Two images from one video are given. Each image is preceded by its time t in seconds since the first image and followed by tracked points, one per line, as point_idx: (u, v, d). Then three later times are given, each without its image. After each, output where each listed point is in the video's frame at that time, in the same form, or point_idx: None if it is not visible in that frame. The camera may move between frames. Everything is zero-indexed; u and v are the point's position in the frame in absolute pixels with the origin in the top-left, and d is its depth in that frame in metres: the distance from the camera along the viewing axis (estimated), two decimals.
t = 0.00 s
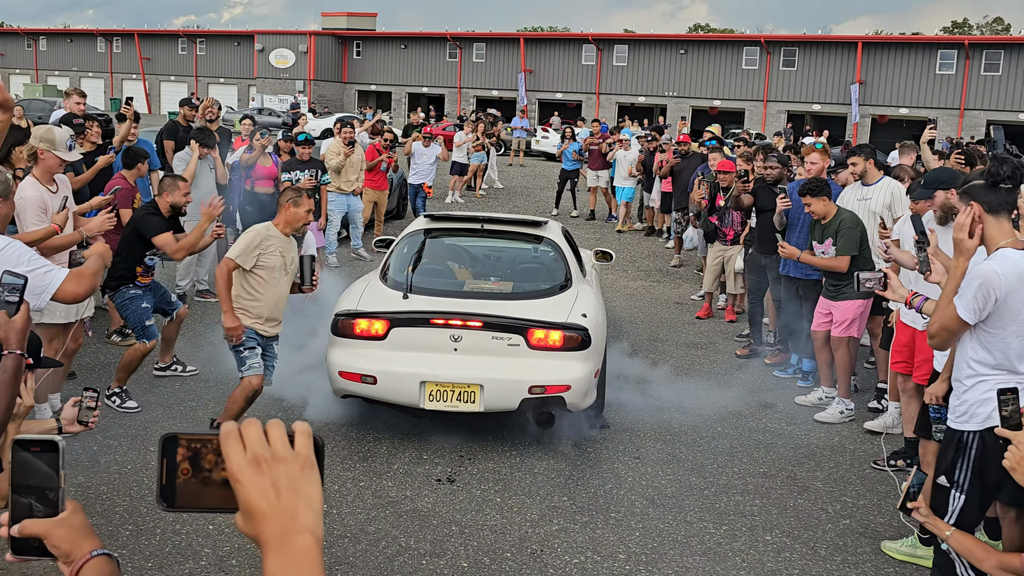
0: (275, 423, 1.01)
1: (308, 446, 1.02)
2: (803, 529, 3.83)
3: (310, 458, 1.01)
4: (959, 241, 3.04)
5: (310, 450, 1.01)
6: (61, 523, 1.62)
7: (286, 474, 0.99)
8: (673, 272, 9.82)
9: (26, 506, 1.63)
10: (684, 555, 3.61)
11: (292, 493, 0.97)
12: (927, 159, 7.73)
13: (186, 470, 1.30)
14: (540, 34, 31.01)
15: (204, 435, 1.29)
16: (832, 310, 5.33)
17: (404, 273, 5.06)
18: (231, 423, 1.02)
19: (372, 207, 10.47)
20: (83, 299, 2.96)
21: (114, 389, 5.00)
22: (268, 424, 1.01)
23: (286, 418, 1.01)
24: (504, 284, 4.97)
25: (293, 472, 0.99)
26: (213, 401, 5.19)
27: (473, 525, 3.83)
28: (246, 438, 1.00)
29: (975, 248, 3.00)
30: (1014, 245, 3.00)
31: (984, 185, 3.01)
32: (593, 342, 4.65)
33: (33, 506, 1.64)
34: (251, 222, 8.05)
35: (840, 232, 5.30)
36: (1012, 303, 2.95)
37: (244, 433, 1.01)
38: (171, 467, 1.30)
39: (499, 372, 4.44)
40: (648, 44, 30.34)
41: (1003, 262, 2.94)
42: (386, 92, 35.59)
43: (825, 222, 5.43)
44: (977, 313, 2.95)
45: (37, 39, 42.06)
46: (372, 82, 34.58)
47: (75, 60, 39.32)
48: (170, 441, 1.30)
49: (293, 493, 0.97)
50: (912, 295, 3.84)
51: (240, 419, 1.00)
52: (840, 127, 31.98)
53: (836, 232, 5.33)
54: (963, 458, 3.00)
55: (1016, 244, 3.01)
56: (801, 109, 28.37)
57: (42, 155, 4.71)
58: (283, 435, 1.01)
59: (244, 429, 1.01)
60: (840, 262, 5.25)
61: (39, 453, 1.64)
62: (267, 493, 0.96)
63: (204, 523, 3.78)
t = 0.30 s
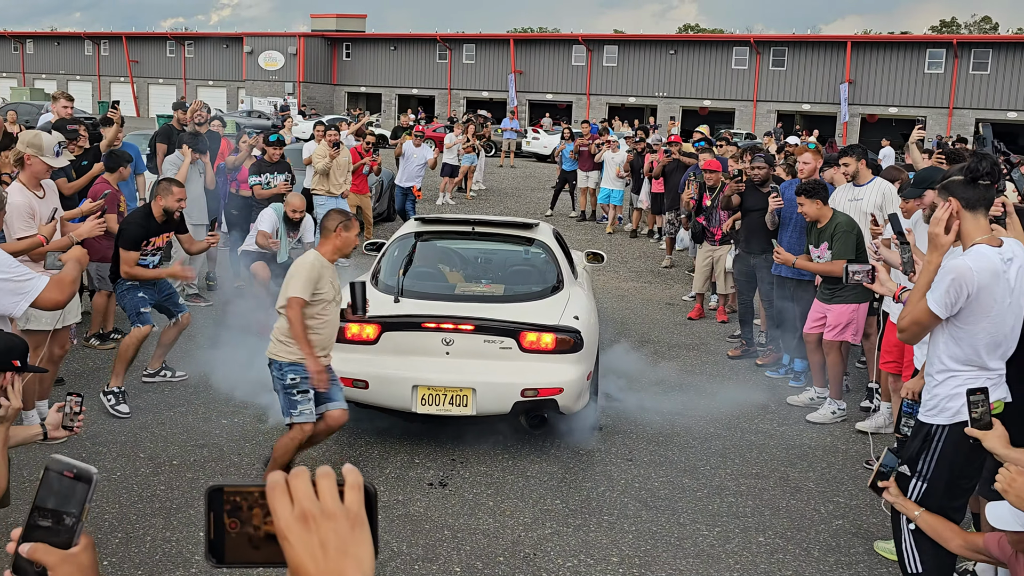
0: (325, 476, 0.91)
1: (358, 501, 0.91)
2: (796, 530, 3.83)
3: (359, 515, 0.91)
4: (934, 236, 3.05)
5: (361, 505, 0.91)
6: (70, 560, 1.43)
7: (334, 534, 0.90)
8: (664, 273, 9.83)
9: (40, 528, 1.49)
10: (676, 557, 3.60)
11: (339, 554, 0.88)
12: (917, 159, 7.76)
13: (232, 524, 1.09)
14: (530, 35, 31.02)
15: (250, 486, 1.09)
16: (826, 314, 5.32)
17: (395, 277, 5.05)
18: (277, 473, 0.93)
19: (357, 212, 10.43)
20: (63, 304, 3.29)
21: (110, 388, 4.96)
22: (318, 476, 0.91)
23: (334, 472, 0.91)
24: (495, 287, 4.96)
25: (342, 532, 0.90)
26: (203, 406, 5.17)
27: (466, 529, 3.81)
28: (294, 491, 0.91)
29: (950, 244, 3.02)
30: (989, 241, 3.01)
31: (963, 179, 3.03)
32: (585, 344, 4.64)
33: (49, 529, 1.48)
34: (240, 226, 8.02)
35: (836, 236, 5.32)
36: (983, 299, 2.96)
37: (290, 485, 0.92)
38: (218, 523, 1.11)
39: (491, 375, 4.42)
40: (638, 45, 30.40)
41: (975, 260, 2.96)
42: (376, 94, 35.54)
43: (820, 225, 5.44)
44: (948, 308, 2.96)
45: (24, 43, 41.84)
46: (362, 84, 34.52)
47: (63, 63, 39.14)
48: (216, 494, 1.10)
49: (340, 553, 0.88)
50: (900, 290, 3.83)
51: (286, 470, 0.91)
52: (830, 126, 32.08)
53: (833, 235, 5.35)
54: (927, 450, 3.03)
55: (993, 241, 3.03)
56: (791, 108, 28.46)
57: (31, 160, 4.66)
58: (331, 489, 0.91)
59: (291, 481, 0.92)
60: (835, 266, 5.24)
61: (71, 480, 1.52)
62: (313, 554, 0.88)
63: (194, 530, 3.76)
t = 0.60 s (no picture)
0: (391, 501, 0.97)
1: (426, 529, 0.97)
2: (787, 531, 3.83)
3: (428, 542, 0.96)
4: (915, 245, 3.12)
5: (427, 531, 0.97)
6: None
7: (404, 561, 0.93)
8: (656, 274, 9.83)
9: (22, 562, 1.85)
10: (668, 559, 3.60)
11: None
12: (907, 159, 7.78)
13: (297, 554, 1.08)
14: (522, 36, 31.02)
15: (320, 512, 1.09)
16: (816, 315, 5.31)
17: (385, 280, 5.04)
18: (345, 500, 0.98)
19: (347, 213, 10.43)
20: (47, 314, 3.38)
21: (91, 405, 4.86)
22: (384, 502, 0.97)
23: (399, 498, 0.97)
24: (486, 290, 4.95)
25: (411, 560, 0.93)
26: (194, 411, 5.15)
27: (458, 534, 3.79)
28: (363, 518, 0.97)
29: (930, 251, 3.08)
30: (965, 246, 3.01)
31: (938, 184, 3.01)
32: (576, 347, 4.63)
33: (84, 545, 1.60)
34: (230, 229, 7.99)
35: (827, 240, 5.33)
36: (957, 305, 2.98)
37: (360, 512, 0.98)
38: (286, 551, 1.09)
39: (481, 379, 4.42)
40: (630, 45, 30.41)
41: (948, 268, 2.96)
42: (369, 95, 35.50)
43: (812, 230, 5.42)
44: (922, 316, 2.99)
45: (15, 46, 41.74)
46: (355, 86, 34.49)
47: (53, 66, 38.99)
48: (283, 521, 1.08)
49: None
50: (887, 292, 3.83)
51: (355, 498, 0.97)
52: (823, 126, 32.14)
53: (824, 240, 5.35)
54: (912, 449, 3.03)
55: (970, 245, 3.02)
56: (783, 108, 28.50)
57: (16, 165, 4.65)
58: (400, 515, 0.97)
59: (360, 507, 0.97)
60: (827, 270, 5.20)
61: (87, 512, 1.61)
62: None
63: (184, 536, 3.74)
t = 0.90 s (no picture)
0: (459, 492, 1.04)
1: (495, 514, 1.03)
2: (780, 533, 3.81)
3: (498, 527, 1.01)
4: (905, 257, 3.16)
5: (496, 518, 1.02)
6: None
7: (480, 545, 0.99)
8: (651, 275, 9.83)
9: None
10: (660, 562, 3.58)
11: (486, 561, 0.98)
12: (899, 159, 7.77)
13: (370, 541, 1.21)
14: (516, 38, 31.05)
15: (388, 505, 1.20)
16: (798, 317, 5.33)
17: (375, 283, 5.04)
18: (420, 493, 1.04)
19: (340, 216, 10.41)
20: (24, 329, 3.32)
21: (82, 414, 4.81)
22: (454, 493, 1.04)
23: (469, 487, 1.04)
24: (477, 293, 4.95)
25: (487, 544, 0.99)
26: (185, 416, 5.13)
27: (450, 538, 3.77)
28: (437, 507, 1.02)
29: (922, 259, 3.13)
30: (953, 247, 3.14)
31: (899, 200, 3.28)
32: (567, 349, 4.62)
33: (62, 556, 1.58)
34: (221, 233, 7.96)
35: (808, 247, 5.32)
36: (967, 304, 3.04)
37: (433, 503, 1.03)
38: (360, 537, 1.21)
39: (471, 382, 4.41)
40: (624, 46, 30.45)
41: (949, 269, 3.05)
42: (363, 98, 35.49)
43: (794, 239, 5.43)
44: (940, 321, 3.03)
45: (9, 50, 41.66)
46: (349, 89, 34.46)
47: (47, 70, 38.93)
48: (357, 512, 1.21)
49: (487, 561, 0.97)
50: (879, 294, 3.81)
51: (428, 489, 1.03)
52: (817, 126, 32.19)
53: (806, 246, 5.33)
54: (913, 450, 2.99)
55: (955, 243, 3.15)
56: (777, 108, 28.53)
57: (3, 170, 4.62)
58: (470, 504, 1.03)
59: (433, 498, 1.03)
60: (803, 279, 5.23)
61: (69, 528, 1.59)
62: (465, 563, 0.97)
63: (174, 541, 3.72)
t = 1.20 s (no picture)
0: (484, 529, 1.15)
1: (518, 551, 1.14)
2: (772, 535, 3.79)
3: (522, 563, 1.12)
4: (901, 258, 3.10)
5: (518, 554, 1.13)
6: None
7: None
8: (645, 275, 9.81)
9: None
10: (652, 565, 3.55)
11: None
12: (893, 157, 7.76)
13: None
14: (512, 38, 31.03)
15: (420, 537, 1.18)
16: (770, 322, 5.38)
17: (366, 286, 5.01)
18: (446, 528, 1.14)
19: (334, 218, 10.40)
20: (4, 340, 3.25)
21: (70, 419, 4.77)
22: (479, 530, 1.15)
23: (495, 525, 1.15)
24: (468, 295, 4.92)
25: None
26: (175, 420, 5.10)
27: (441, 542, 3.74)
28: (463, 542, 1.13)
29: (917, 260, 3.08)
30: (949, 245, 3.16)
31: (895, 200, 3.30)
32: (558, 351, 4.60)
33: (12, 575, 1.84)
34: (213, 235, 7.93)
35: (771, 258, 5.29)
36: (971, 301, 3.02)
37: (458, 539, 1.14)
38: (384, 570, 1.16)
39: (462, 384, 4.38)
40: (620, 46, 30.44)
41: (952, 265, 3.04)
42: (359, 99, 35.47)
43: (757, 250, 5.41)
44: (948, 319, 2.99)
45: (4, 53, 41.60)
46: (345, 89, 34.43)
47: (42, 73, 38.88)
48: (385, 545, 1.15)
49: None
50: (874, 297, 3.74)
51: (456, 524, 1.14)
52: (813, 124, 32.20)
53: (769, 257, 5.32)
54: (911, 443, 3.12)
55: (950, 241, 3.17)
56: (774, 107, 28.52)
57: None
58: (494, 540, 1.14)
59: (458, 534, 1.14)
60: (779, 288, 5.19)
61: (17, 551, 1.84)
62: None
63: (163, 547, 3.69)
